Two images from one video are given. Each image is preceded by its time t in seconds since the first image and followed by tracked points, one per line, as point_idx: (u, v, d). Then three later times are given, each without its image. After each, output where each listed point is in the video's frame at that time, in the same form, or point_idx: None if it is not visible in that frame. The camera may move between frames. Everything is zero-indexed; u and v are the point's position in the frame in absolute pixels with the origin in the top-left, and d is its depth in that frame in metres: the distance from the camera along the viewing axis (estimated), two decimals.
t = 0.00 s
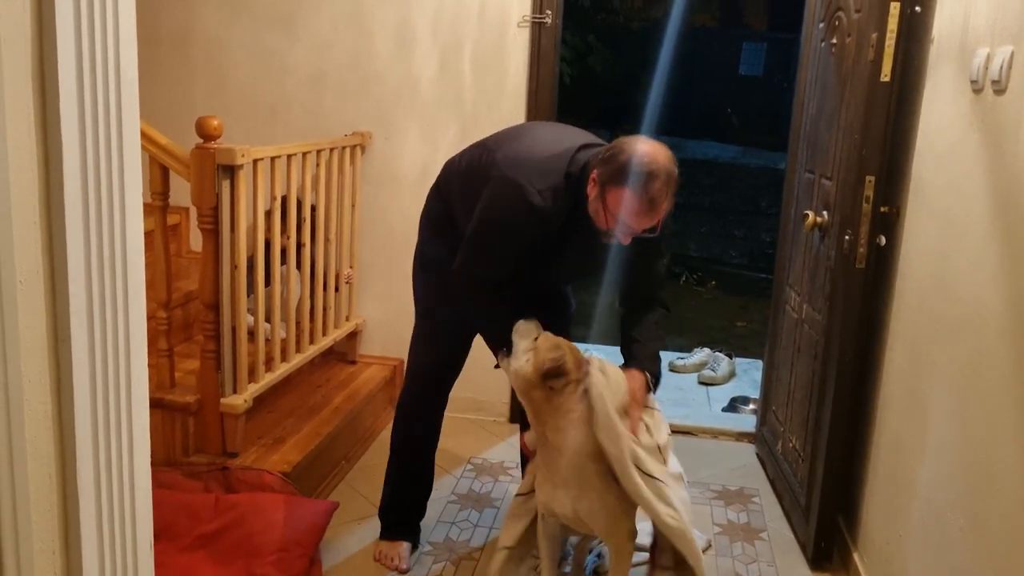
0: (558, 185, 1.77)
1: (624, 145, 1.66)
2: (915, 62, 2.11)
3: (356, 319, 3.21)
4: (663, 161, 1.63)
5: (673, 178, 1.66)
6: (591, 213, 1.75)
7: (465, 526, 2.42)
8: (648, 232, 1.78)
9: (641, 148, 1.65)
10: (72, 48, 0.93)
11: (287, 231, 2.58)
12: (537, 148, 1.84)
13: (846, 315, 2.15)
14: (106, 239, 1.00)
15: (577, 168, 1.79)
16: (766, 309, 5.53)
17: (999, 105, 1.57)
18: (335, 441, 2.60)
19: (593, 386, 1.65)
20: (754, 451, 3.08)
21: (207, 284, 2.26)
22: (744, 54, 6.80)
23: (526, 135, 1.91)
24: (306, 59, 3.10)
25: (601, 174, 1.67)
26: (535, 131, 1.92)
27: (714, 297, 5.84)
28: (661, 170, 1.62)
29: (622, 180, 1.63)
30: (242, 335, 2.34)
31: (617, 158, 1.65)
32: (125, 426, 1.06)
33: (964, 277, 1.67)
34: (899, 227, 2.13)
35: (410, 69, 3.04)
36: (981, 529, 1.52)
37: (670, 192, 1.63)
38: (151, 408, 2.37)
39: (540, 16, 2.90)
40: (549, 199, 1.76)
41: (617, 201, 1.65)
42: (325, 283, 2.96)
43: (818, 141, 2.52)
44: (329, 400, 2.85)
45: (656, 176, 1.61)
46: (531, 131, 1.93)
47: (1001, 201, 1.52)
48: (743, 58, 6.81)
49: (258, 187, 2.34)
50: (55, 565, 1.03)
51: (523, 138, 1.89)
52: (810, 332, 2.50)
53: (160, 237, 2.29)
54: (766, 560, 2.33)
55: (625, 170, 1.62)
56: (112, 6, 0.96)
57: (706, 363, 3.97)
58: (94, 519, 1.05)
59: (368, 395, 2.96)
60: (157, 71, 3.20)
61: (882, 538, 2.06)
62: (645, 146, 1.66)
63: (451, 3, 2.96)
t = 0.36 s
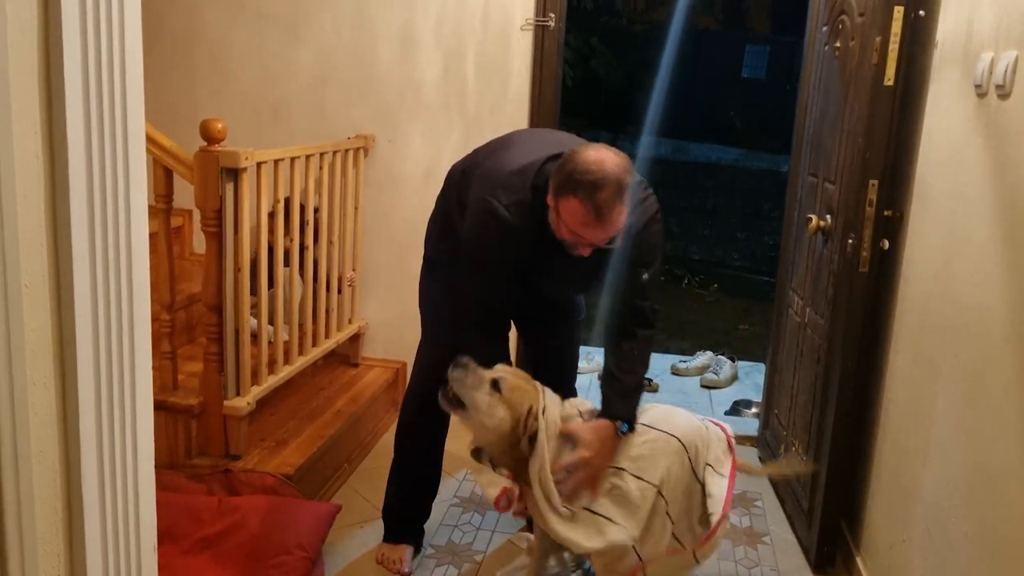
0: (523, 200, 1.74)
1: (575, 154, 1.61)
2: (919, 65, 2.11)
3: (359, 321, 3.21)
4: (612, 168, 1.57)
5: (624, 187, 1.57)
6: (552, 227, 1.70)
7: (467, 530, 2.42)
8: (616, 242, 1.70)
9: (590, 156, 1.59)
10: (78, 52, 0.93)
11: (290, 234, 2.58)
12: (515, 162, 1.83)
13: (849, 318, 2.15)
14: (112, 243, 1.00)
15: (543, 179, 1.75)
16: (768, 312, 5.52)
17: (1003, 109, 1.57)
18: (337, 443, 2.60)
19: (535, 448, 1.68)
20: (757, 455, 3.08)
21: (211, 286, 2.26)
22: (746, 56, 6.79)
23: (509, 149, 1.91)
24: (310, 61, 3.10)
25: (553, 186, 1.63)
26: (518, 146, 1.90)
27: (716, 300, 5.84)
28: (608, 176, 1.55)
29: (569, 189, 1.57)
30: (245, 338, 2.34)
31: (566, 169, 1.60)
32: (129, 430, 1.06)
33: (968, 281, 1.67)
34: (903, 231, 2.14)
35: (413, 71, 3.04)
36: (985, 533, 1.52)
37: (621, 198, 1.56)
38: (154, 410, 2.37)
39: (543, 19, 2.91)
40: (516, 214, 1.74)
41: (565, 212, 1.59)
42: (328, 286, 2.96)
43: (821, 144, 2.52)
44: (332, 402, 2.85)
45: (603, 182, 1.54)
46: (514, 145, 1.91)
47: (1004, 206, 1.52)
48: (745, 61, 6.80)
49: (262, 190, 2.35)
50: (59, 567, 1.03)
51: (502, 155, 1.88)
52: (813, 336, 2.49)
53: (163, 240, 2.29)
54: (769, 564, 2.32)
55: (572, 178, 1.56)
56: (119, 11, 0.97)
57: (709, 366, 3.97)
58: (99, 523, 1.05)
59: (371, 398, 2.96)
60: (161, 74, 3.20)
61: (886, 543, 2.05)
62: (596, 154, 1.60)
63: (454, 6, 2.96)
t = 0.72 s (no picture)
0: (500, 189, 1.77)
1: (549, 135, 1.61)
2: (922, 65, 2.10)
3: (361, 322, 3.21)
4: (586, 145, 1.56)
5: (600, 162, 1.57)
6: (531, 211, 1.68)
7: (470, 531, 2.42)
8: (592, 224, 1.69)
9: (564, 135, 1.59)
10: (81, 54, 0.93)
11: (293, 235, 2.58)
12: (498, 153, 1.86)
13: (853, 318, 2.14)
14: (115, 244, 1.00)
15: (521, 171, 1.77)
16: (772, 312, 5.50)
17: (1008, 107, 1.56)
18: (340, 443, 2.60)
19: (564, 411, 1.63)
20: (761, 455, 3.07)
21: (214, 287, 2.26)
22: (749, 57, 6.80)
23: (494, 142, 1.95)
24: (312, 62, 3.10)
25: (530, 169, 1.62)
26: (501, 138, 1.93)
27: (719, 300, 5.83)
28: (583, 154, 1.55)
29: (545, 169, 1.56)
30: (249, 339, 2.34)
31: (541, 149, 1.59)
32: (132, 431, 1.06)
33: (973, 281, 1.67)
34: (906, 231, 2.13)
35: (416, 72, 3.04)
36: (989, 534, 1.51)
37: (596, 174, 1.55)
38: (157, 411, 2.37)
39: (546, 19, 2.91)
40: (492, 203, 1.77)
41: (541, 193, 1.57)
42: (331, 286, 2.96)
43: (825, 144, 2.52)
44: (335, 403, 2.85)
45: (578, 159, 1.54)
46: (499, 139, 1.94)
47: (1009, 204, 1.52)
48: (749, 62, 6.82)
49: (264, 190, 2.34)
50: (62, 566, 1.03)
51: (486, 148, 1.91)
52: (817, 336, 2.49)
53: (166, 241, 2.29)
54: (773, 565, 2.32)
55: (547, 158, 1.55)
56: (122, 10, 0.97)
57: (712, 366, 3.97)
58: (102, 525, 1.05)
59: (374, 398, 2.96)
60: (164, 74, 3.20)
61: (890, 543, 2.05)
62: (570, 133, 1.60)
63: (457, 7, 2.96)
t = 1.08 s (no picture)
0: (490, 183, 1.77)
1: (528, 123, 1.60)
2: (925, 65, 2.10)
3: (363, 323, 3.21)
4: (564, 127, 1.56)
5: (580, 142, 1.56)
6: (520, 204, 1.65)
7: (472, 532, 2.42)
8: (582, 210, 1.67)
9: (542, 120, 1.58)
10: (82, 55, 0.93)
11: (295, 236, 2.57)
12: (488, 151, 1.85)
13: (856, 319, 2.14)
14: (117, 246, 1.00)
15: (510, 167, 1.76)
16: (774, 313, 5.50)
17: (1011, 108, 1.56)
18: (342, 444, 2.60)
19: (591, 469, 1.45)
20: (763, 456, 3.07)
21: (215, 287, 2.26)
22: (751, 57, 6.78)
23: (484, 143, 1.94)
24: (314, 63, 3.10)
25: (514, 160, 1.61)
26: (492, 134, 1.92)
27: (721, 301, 5.83)
28: (561, 135, 1.54)
29: (527, 155, 1.55)
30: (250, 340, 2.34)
31: (521, 137, 1.59)
32: (134, 432, 1.06)
33: (976, 282, 1.66)
34: (909, 231, 2.13)
35: (418, 73, 3.04)
36: (993, 536, 1.51)
37: (576, 154, 1.54)
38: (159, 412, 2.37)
39: (548, 20, 2.90)
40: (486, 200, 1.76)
41: (525, 179, 1.56)
42: (332, 287, 2.96)
43: (827, 144, 2.52)
44: (337, 404, 2.85)
45: (557, 141, 1.53)
46: (489, 138, 1.93)
47: (1013, 205, 1.51)
48: (750, 62, 6.80)
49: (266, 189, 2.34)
50: (64, 569, 1.02)
51: (475, 147, 1.89)
52: (819, 337, 2.48)
53: (168, 242, 2.29)
54: (775, 566, 2.32)
55: (527, 144, 1.55)
56: (123, 10, 0.97)
57: (714, 367, 3.97)
58: (103, 527, 1.05)
59: (377, 400, 2.96)
60: (166, 76, 3.21)
61: (893, 544, 2.04)
62: (548, 117, 1.59)
63: (459, 8, 2.96)
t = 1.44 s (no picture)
0: (492, 198, 1.76)
1: (529, 139, 1.60)
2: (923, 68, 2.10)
3: (363, 327, 3.21)
4: (566, 145, 1.55)
5: (582, 160, 1.56)
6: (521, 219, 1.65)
7: (471, 535, 2.42)
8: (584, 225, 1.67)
9: (544, 137, 1.58)
10: (79, 64, 0.93)
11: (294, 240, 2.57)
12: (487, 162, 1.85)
13: (854, 323, 2.14)
14: (113, 253, 1.00)
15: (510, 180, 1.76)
16: (774, 315, 5.51)
17: (1008, 112, 1.56)
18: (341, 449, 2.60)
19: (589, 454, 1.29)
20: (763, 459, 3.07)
21: (214, 292, 2.26)
22: (751, 60, 6.80)
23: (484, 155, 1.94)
24: (313, 67, 3.11)
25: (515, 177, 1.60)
26: (493, 148, 1.93)
27: (721, 303, 5.83)
28: (563, 154, 1.53)
29: (528, 172, 1.54)
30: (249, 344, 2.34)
31: (522, 154, 1.58)
32: (131, 437, 1.06)
33: (974, 286, 1.66)
34: (907, 234, 2.13)
35: (418, 76, 3.04)
36: (991, 541, 1.51)
37: (578, 172, 1.53)
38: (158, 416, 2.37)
39: (547, 23, 2.90)
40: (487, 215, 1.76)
41: (528, 197, 1.55)
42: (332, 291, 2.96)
43: (826, 147, 2.52)
44: (336, 408, 2.85)
45: (559, 159, 1.53)
46: (489, 151, 1.93)
47: (1010, 209, 1.51)
48: (750, 65, 6.82)
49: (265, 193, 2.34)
50: (60, 571, 1.02)
51: (476, 161, 1.90)
52: (818, 340, 2.48)
53: (167, 246, 2.29)
54: (774, 569, 2.32)
55: (528, 161, 1.54)
56: (120, 18, 0.97)
57: (714, 370, 3.97)
58: (100, 531, 1.05)
59: (376, 404, 2.96)
60: (165, 80, 3.21)
61: (892, 547, 2.04)
62: (550, 135, 1.59)
63: (458, 12, 2.96)
